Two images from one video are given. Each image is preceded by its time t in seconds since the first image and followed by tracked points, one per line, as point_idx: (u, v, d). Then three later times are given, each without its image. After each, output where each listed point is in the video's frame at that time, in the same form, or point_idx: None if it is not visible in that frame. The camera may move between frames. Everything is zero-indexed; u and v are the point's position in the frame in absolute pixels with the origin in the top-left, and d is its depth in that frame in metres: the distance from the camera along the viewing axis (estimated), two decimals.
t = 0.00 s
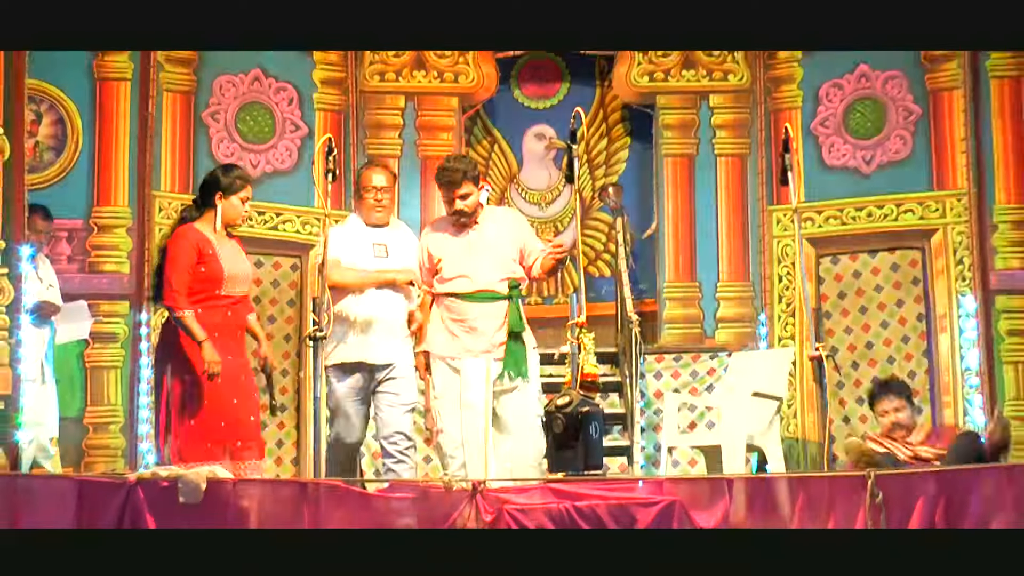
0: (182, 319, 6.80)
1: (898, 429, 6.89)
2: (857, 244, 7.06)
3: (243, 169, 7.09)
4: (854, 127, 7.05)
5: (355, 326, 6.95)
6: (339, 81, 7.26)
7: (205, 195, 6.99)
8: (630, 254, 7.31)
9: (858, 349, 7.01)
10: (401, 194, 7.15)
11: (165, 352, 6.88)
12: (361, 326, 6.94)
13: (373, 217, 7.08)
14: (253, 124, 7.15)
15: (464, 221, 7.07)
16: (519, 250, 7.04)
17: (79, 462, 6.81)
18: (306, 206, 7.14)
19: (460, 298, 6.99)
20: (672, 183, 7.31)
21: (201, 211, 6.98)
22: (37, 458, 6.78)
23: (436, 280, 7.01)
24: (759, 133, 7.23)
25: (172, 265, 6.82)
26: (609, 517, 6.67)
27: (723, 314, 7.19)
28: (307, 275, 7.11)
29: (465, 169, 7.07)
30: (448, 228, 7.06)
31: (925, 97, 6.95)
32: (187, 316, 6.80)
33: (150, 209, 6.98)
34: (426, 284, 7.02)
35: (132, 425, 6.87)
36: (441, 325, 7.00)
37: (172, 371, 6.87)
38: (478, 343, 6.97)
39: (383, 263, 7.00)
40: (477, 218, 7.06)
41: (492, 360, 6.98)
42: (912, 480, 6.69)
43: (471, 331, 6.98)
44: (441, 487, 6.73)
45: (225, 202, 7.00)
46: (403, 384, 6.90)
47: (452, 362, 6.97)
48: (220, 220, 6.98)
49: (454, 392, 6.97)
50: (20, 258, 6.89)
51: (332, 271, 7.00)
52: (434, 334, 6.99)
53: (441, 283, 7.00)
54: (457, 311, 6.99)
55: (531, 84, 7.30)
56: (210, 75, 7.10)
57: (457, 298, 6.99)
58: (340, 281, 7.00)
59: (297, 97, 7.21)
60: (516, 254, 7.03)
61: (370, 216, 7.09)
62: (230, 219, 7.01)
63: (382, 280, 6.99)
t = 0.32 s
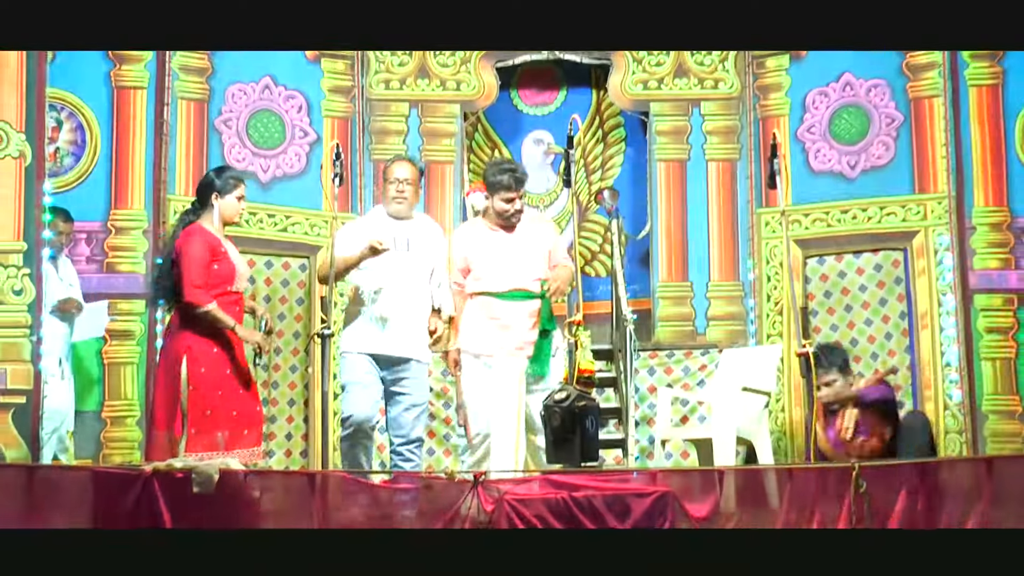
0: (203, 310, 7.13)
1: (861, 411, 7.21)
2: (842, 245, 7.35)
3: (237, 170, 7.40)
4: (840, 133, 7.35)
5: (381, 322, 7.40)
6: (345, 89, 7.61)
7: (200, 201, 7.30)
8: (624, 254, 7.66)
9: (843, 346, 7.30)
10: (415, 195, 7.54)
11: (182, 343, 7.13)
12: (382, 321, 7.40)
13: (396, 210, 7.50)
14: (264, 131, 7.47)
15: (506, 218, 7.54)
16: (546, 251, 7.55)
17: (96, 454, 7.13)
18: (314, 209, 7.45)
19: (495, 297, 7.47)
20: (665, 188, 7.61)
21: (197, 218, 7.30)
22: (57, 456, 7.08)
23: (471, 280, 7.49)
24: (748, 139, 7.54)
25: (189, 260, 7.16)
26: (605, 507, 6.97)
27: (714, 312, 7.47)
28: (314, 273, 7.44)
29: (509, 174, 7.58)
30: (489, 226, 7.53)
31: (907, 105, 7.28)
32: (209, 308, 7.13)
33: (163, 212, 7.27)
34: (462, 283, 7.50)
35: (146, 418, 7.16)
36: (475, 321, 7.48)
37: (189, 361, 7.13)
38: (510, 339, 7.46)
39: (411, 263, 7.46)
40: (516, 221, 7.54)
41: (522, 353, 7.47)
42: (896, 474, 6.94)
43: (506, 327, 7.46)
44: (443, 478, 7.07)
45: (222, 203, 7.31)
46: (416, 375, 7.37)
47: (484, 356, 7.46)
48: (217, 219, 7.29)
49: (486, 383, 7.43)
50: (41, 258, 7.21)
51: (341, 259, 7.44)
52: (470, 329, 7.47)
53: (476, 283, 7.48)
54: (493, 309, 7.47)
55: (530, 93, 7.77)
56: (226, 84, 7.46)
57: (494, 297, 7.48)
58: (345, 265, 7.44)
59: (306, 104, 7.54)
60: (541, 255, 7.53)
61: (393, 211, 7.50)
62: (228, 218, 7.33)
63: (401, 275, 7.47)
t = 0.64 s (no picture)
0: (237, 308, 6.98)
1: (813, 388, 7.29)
2: (829, 246, 7.65)
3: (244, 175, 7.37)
4: (826, 138, 7.65)
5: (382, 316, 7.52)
6: (351, 96, 7.97)
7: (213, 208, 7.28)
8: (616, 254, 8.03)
9: (830, 343, 7.59)
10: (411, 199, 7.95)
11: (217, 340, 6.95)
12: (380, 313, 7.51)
13: (392, 210, 7.71)
14: (273, 136, 7.80)
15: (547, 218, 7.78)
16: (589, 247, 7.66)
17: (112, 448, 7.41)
18: (323, 212, 7.81)
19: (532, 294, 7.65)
20: (658, 194, 7.93)
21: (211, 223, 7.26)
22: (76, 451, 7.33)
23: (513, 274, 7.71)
24: (739, 144, 7.85)
25: (219, 258, 7.02)
26: (601, 499, 6.80)
27: (707, 310, 7.82)
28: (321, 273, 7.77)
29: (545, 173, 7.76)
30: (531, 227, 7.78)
31: (891, 111, 7.56)
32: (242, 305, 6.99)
33: (177, 214, 7.59)
34: (506, 276, 7.71)
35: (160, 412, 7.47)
36: (515, 315, 7.67)
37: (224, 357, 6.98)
38: (545, 338, 7.62)
39: (414, 264, 7.66)
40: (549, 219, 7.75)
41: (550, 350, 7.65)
42: (887, 464, 6.82)
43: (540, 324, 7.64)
44: (445, 470, 6.91)
45: (235, 207, 7.27)
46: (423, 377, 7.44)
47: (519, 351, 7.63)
48: (233, 223, 7.25)
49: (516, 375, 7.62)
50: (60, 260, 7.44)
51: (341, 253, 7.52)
52: (508, 322, 7.66)
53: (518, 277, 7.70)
54: (529, 303, 7.64)
55: (529, 100, 8.24)
56: (237, 91, 7.78)
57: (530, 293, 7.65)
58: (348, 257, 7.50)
59: (313, 111, 7.89)
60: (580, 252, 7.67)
61: (389, 211, 7.71)
62: (241, 221, 7.31)
63: (409, 273, 7.65)
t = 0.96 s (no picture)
0: (272, 316, 6.23)
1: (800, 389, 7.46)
2: (817, 246, 7.93)
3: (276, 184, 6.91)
4: (813, 144, 7.96)
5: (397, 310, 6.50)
6: (357, 104, 8.32)
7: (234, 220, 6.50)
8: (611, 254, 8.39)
9: (817, 340, 7.93)
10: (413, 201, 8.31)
11: (260, 348, 6.16)
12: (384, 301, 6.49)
13: (403, 204, 6.68)
14: (282, 141, 8.13)
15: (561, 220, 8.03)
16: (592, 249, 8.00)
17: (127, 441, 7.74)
18: (329, 215, 8.13)
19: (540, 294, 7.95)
20: (652, 196, 8.27)
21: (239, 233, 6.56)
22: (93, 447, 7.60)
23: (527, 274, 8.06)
24: (729, 150, 8.19)
25: (258, 265, 6.23)
26: (595, 490, 6.14)
27: (699, 309, 8.15)
28: (329, 274, 8.12)
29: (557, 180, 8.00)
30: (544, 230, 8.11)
31: (876, 117, 7.87)
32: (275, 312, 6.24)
33: (190, 217, 7.91)
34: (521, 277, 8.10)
35: (173, 407, 7.80)
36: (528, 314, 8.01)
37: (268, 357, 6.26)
38: (552, 335, 7.86)
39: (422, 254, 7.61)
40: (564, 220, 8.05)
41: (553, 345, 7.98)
42: (869, 455, 6.09)
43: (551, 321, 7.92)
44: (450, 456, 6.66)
45: (259, 218, 6.49)
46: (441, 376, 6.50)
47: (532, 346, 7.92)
48: (259, 235, 6.49)
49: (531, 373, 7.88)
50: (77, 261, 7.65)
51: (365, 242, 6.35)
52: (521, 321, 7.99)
53: (528, 279, 8.05)
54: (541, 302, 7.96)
55: (527, 107, 8.61)
56: (246, 98, 8.10)
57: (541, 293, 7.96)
58: (374, 250, 6.36)
59: (320, 117, 8.22)
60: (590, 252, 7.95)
61: (400, 206, 6.68)
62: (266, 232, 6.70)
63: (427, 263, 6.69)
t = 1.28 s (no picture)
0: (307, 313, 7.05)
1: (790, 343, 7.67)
2: (804, 247, 8.26)
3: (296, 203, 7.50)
4: (801, 149, 8.30)
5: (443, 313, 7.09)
6: (364, 112, 8.71)
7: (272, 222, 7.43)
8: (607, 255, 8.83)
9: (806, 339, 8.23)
10: (416, 202, 8.81)
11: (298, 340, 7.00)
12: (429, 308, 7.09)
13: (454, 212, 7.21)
14: (289, 147, 8.48)
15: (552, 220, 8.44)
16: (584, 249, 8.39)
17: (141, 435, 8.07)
18: (336, 217, 8.52)
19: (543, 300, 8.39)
20: (645, 198, 8.71)
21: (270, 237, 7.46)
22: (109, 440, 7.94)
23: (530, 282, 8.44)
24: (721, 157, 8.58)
25: (296, 265, 7.05)
26: (594, 483, 6.90)
27: (690, 307, 8.55)
28: (334, 277, 8.45)
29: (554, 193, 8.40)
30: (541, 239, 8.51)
31: (861, 124, 8.18)
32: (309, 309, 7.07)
33: (203, 220, 8.27)
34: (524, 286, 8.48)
35: (185, 401, 8.16)
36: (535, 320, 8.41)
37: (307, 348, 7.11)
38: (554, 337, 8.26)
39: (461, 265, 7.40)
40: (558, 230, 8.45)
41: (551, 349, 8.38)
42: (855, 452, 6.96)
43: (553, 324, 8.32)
44: (449, 455, 6.92)
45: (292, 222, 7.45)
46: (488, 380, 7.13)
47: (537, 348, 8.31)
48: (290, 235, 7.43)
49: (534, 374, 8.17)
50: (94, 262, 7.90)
51: (437, 225, 6.89)
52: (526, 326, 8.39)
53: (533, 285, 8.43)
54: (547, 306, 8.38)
55: (526, 114, 9.01)
56: (256, 106, 8.44)
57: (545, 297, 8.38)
58: (445, 230, 6.89)
59: (327, 123, 8.59)
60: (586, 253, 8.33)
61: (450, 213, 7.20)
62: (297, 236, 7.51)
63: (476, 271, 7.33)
